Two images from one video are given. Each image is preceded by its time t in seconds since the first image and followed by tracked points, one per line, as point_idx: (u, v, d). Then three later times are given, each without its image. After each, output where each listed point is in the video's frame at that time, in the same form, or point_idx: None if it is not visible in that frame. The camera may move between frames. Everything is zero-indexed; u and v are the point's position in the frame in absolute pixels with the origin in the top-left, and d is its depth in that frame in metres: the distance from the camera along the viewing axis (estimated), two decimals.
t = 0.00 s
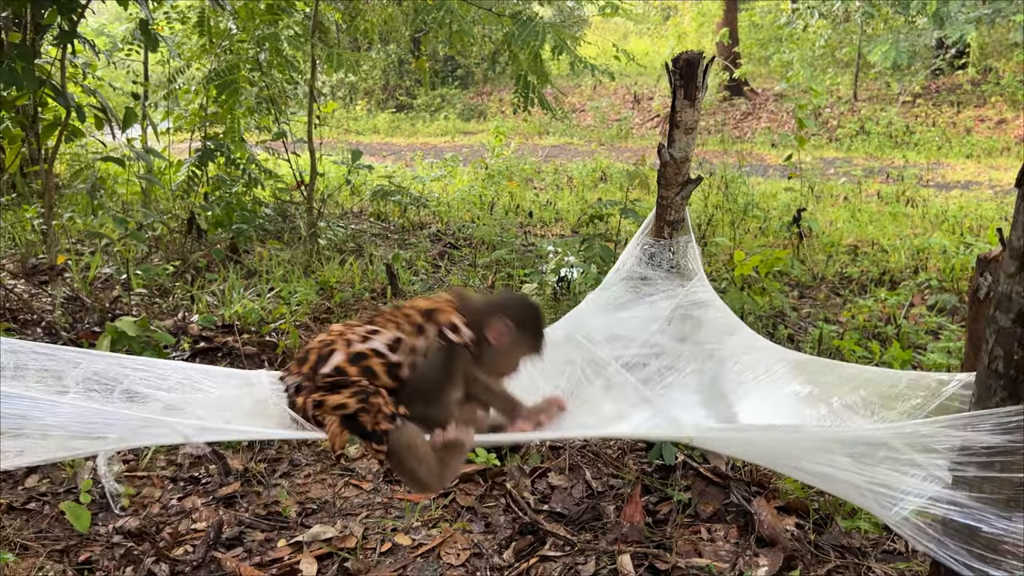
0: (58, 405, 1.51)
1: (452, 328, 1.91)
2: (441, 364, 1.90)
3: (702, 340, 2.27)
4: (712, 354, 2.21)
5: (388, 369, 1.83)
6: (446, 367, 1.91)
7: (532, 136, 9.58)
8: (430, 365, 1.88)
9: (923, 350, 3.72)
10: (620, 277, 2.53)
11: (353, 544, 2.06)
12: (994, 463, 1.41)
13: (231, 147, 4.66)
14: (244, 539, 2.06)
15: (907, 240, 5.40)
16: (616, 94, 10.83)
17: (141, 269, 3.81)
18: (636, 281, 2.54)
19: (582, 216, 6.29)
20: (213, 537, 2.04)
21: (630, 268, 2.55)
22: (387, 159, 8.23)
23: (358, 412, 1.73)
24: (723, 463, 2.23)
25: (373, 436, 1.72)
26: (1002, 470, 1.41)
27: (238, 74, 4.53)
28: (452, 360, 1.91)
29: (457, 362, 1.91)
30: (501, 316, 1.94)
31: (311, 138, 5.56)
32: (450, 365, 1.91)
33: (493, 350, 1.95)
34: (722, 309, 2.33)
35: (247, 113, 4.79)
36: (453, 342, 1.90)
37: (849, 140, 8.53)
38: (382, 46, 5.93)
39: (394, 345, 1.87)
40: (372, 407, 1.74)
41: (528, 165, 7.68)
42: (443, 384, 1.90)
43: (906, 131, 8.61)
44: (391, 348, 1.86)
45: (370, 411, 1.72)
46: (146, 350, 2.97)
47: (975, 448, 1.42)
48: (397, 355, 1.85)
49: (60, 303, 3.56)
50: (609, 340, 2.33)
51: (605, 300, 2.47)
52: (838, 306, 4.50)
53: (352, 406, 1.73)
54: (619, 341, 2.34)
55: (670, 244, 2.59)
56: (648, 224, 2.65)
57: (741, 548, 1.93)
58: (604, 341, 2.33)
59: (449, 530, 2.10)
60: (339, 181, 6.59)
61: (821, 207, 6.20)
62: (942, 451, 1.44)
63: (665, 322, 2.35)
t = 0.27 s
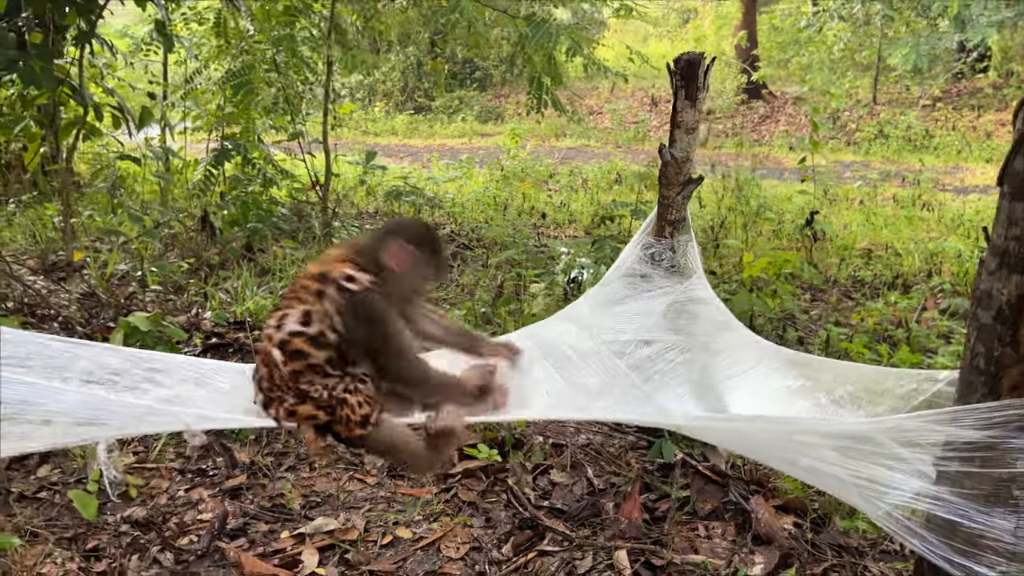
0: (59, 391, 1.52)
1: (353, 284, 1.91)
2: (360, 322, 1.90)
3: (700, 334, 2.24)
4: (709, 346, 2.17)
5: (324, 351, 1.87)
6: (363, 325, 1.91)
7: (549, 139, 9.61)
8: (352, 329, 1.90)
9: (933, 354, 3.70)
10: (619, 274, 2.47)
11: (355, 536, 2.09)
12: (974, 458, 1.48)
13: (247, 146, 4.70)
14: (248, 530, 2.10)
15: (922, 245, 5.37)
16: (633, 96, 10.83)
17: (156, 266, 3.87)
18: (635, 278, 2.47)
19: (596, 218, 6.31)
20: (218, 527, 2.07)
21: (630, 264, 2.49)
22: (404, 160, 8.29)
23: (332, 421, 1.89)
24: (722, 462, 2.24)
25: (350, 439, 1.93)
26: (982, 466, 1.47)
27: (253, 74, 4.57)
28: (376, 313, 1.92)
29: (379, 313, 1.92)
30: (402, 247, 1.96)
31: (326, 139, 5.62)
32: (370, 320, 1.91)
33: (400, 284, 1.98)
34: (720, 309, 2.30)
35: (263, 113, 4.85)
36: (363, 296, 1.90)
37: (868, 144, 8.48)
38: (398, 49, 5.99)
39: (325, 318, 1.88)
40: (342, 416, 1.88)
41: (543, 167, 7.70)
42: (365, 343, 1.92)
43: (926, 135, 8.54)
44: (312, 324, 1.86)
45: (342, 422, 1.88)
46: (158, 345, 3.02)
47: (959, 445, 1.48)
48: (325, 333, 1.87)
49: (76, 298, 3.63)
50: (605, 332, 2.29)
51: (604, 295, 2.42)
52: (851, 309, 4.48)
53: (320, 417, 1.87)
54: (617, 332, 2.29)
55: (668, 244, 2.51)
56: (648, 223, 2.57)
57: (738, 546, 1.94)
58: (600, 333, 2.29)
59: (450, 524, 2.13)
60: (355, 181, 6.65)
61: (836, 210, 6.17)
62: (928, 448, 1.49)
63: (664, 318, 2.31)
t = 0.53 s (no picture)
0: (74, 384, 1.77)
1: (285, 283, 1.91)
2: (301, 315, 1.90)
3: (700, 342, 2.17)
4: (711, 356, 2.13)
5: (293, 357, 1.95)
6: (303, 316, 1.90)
7: (572, 144, 9.64)
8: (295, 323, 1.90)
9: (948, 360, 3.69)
10: (621, 278, 2.34)
11: (362, 531, 2.13)
12: (955, 460, 1.48)
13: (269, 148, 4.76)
14: (258, 524, 2.15)
15: (943, 251, 5.33)
16: (656, 101, 10.84)
17: (177, 266, 3.96)
18: (636, 282, 2.34)
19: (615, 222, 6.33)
20: (229, 520, 2.13)
21: (631, 267, 2.35)
22: (426, 164, 8.37)
23: (316, 418, 1.98)
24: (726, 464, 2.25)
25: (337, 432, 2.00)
26: (961, 467, 1.47)
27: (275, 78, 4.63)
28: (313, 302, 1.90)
29: (312, 301, 1.90)
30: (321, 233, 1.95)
31: (347, 142, 5.70)
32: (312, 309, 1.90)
33: (331, 267, 1.96)
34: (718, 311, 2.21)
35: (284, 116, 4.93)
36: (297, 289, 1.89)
37: (892, 149, 8.42)
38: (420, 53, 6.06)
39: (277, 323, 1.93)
40: (325, 412, 1.97)
41: (564, 170, 7.74)
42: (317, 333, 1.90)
43: (951, 141, 8.47)
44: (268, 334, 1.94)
45: (325, 419, 1.97)
46: (177, 342, 3.10)
47: (940, 446, 1.49)
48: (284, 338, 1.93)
49: (100, 297, 3.72)
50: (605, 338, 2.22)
51: (604, 299, 2.31)
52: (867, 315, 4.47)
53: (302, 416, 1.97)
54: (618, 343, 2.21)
55: (673, 248, 2.37)
56: (651, 226, 2.40)
57: (737, 547, 1.96)
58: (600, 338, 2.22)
59: (455, 521, 2.17)
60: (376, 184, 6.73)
61: (856, 216, 6.15)
62: (908, 450, 1.52)
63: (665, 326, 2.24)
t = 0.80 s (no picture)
0: (88, 371, 1.59)
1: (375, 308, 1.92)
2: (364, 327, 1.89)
3: (706, 341, 2.22)
4: (714, 354, 2.17)
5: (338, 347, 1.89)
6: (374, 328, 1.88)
7: (599, 147, 9.67)
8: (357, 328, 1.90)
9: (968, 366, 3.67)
10: (630, 279, 2.38)
11: (373, 524, 2.18)
12: (942, 458, 1.51)
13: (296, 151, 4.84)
14: (273, 515, 2.20)
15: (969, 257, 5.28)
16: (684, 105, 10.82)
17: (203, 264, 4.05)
18: (644, 283, 2.37)
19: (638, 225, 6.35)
20: (245, 511, 2.18)
21: (640, 269, 2.39)
22: (452, 166, 8.44)
23: (349, 372, 1.86)
24: (734, 465, 2.27)
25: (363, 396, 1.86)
26: (948, 464, 1.51)
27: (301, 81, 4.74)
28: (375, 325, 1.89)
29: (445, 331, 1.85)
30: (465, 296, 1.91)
31: (372, 145, 5.78)
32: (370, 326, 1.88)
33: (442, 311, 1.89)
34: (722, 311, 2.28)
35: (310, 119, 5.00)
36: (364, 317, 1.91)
37: (921, 153, 8.33)
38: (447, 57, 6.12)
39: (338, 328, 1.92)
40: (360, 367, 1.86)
41: (588, 173, 7.76)
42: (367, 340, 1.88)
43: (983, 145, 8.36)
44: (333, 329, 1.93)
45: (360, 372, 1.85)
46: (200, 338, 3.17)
47: (929, 444, 1.52)
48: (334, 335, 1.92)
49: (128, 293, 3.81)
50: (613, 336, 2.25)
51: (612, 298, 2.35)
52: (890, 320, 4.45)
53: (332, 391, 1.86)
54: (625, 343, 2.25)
55: (682, 249, 2.40)
56: (662, 228, 2.44)
57: (741, 546, 1.98)
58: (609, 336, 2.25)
59: (465, 516, 2.21)
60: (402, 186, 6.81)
61: (882, 220, 6.11)
62: (900, 448, 1.55)
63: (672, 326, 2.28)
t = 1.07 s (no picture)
0: (94, 360, 1.70)
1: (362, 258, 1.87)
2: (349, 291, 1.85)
3: (705, 336, 2.23)
4: (711, 347, 2.17)
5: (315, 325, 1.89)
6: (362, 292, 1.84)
7: (619, 149, 9.64)
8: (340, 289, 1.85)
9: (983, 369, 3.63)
10: (633, 275, 2.40)
11: (378, 517, 2.20)
12: (928, 452, 1.54)
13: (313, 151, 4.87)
14: (279, 506, 2.23)
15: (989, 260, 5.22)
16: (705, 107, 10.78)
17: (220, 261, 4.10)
18: (647, 279, 2.39)
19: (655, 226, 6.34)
20: (252, 502, 2.21)
21: (644, 266, 2.41)
22: (472, 167, 8.47)
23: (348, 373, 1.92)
24: (738, 463, 2.27)
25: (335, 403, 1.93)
26: (934, 459, 1.53)
27: (318, 82, 4.79)
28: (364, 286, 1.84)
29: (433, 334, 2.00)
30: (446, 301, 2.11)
31: (390, 145, 5.82)
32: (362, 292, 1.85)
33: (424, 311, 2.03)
34: (722, 312, 2.28)
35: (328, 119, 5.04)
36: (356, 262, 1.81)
37: (945, 156, 8.24)
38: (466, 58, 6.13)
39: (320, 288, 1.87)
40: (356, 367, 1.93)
41: (607, 174, 7.76)
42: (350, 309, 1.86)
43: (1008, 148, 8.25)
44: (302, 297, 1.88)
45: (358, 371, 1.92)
46: (214, 333, 3.22)
47: (917, 437, 1.54)
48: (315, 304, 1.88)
49: (145, 289, 3.87)
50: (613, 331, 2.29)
51: (613, 296, 2.38)
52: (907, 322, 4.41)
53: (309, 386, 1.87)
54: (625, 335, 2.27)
55: (687, 247, 2.39)
56: (668, 226, 2.44)
57: (742, 543, 1.98)
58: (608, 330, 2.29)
59: (468, 510, 2.23)
60: (420, 187, 6.84)
61: (902, 223, 6.05)
62: (889, 443, 1.58)
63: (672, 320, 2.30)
